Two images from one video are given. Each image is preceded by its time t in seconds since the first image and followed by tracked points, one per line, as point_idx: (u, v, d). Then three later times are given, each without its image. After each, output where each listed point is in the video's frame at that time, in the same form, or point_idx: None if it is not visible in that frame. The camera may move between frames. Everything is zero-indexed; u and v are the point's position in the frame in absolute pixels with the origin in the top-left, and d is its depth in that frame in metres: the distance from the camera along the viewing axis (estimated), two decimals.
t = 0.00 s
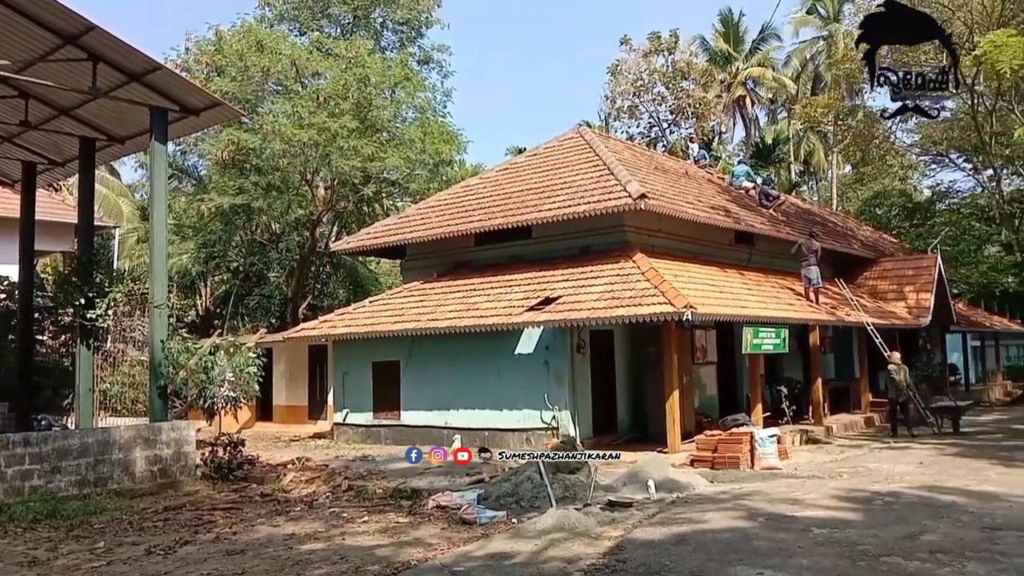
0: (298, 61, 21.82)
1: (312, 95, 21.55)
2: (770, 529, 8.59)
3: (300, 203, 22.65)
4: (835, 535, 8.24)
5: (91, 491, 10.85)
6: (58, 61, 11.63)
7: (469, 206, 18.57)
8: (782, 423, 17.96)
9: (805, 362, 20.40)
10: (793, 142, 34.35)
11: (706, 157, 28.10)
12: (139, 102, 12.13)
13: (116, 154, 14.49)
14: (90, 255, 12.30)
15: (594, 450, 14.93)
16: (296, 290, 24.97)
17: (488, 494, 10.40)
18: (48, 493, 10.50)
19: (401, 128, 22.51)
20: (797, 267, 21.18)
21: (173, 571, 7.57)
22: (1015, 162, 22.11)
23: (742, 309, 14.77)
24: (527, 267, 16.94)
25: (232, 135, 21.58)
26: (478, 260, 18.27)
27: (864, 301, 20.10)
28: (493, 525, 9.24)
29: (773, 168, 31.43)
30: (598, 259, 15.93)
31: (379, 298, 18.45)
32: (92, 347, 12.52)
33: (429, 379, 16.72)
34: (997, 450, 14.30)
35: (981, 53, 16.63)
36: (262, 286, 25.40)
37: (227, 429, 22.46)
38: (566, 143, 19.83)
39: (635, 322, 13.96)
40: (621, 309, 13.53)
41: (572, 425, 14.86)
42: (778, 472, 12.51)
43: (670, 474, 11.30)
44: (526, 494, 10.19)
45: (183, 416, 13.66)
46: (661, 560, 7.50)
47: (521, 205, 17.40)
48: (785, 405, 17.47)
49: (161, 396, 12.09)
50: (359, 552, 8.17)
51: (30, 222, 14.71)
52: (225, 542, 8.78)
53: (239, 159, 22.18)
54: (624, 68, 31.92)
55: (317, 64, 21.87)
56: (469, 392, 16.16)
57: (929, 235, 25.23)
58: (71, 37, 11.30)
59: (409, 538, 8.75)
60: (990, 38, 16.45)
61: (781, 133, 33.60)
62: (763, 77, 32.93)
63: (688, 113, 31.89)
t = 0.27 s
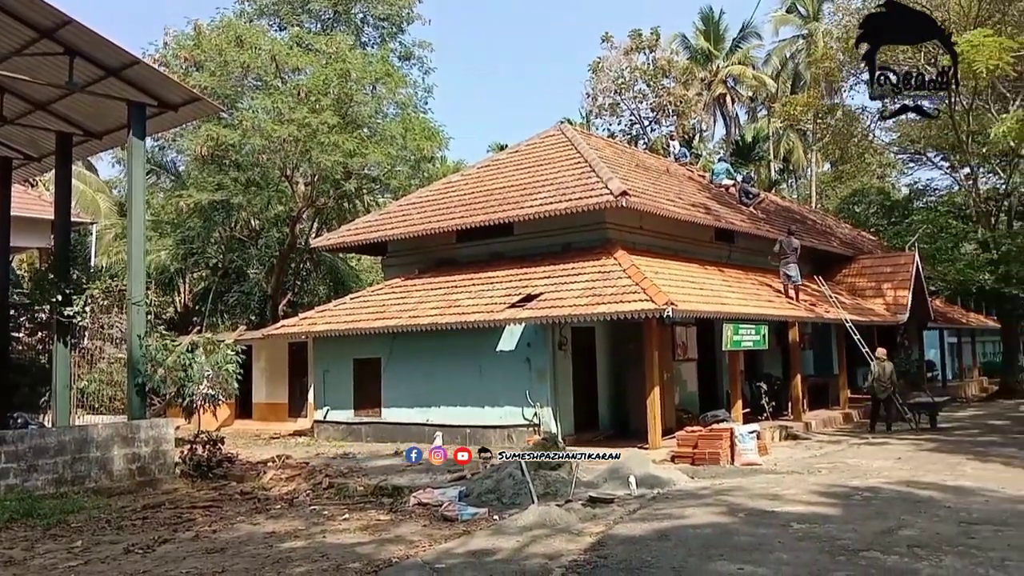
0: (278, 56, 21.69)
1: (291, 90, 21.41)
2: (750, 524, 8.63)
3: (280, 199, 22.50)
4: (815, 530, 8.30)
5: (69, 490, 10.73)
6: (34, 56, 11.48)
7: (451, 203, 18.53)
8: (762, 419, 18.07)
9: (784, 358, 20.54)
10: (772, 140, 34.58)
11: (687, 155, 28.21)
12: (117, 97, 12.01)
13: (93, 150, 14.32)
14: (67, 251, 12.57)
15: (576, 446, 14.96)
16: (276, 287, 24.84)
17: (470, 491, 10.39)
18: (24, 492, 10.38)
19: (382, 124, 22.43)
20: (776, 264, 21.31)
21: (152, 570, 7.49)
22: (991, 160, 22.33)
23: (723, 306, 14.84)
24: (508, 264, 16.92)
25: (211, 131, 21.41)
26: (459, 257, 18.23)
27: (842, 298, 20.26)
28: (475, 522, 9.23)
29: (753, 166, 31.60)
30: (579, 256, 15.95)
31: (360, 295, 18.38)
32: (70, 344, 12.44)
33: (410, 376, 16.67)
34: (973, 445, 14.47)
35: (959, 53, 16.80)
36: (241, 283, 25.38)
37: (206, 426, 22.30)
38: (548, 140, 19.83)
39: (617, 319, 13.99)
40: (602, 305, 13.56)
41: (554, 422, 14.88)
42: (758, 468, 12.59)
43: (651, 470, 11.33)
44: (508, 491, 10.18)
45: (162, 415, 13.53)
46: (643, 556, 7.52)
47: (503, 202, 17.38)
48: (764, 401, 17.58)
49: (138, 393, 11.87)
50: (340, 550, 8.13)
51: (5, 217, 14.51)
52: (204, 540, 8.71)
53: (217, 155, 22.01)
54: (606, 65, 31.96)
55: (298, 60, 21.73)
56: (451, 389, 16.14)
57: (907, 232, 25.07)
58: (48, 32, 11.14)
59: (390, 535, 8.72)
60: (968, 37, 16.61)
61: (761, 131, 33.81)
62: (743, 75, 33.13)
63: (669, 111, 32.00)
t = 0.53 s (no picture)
0: (265, 52, 21.52)
1: (278, 86, 21.29)
2: (737, 521, 8.67)
3: (266, 196, 22.38)
4: (801, 527, 8.34)
5: (53, 488, 10.65)
6: (18, 51, 11.34)
7: (438, 200, 18.49)
8: (748, 416, 18.15)
9: (770, 355, 20.63)
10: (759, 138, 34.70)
11: (674, 153, 28.26)
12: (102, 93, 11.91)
13: (77, 146, 14.20)
14: (51, 248, 12.16)
15: (563, 443, 14.98)
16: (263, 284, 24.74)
17: (457, 488, 10.38)
18: (8, 490, 10.29)
19: (370, 120, 22.38)
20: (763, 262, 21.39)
21: (138, 569, 7.45)
22: (976, 159, 22.56)
23: (710, 303, 14.89)
24: (496, 261, 16.91)
25: (197, 126, 21.28)
26: (447, 254, 18.20)
27: (828, 296, 20.37)
28: (462, 519, 9.23)
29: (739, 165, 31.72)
30: (567, 253, 15.95)
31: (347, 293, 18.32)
32: (54, 341, 12.30)
33: (398, 374, 16.64)
34: (957, 442, 14.59)
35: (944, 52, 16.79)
36: (227, 279, 25.27)
37: (192, 424, 22.19)
38: (536, 137, 19.82)
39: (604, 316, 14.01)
40: (590, 303, 13.57)
41: (542, 419, 14.89)
42: (744, 465, 12.64)
43: (638, 467, 11.35)
44: (495, 488, 10.18)
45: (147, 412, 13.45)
46: (630, 552, 7.53)
47: (491, 199, 17.36)
48: (751, 399, 17.65)
49: (123, 392, 11.96)
50: (327, 548, 8.11)
51: None
52: (190, 539, 8.66)
53: (203, 151, 21.87)
54: (594, 63, 31.96)
55: (284, 56, 21.52)
56: (438, 386, 16.12)
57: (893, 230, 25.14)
58: (32, 27, 11.01)
59: (377, 533, 8.70)
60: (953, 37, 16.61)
61: (748, 129, 33.94)
62: (730, 73, 33.25)
63: (656, 109, 32.06)
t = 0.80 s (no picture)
0: (247, 51, 21.37)
1: (260, 85, 21.16)
2: (719, 521, 8.70)
3: (248, 196, 22.25)
4: (783, 527, 8.38)
5: (30, 491, 10.53)
6: None
7: (421, 200, 18.45)
8: (730, 416, 18.24)
9: (752, 356, 20.73)
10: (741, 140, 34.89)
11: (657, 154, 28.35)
12: (81, 91, 11.79)
13: (56, 144, 14.05)
14: (29, 248, 12.09)
15: (546, 444, 14.98)
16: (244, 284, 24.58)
17: (440, 489, 10.35)
18: None
19: (353, 119, 22.31)
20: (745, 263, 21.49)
21: (117, 571, 7.37)
22: (955, 162, 23.04)
23: (692, 304, 14.94)
24: (479, 262, 16.89)
25: (177, 125, 21.12)
26: (430, 255, 18.17)
27: (809, 297, 20.50)
28: (445, 520, 9.20)
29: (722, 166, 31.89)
30: (550, 254, 15.96)
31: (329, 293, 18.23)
32: (33, 342, 12.19)
33: (380, 374, 16.58)
34: (936, 441, 14.72)
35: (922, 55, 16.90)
36: (208, 279, 25.12)
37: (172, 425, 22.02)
38: (519, 138, 19.82)
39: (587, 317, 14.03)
40: (573, 304, 13.58)
41: (525, 419, 14.89)
42: (726, 465, 12.69)
43: (621, 467, 11.37)
44: (478, 489, 10.16)
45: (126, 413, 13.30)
46: (612, 553, 7.54)
47: (474, 199, 17.35)
48: (732, 399, 17.73)
49: (102, 391, 11.62)
50: (308, 550, 8.06)
51: None
52: (170, 541, 8.59)
53: (184, 150, 21.71)
54: (577, 64, 32.01)
55: (267, 55, 21.39)
56: (421, 387, 16.07)
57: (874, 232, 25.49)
58: (10, 23, 10.85)
59: (359, 534, 8.66)
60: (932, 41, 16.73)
61: (730, 131, 34.12)
62: (712, 75, 33.43)
63: (639, 110, 32.15)
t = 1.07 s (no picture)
0: (231, 50, 21.27)
1: (244, 84, 21.06)
2: (703, 522, 8.71)
3: (231, 195, 22.12)
4: (766, 528, 8.40)
5: (10, 493, 10.40)
6: None
7: (406, 201, 18.40)
8: (714, 417, 18.29)
9: (736, 357, 20.80)
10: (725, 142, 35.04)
11: (642, 155, 28.41)
12: (62, 89, 11.67)
13: (37, 143, 13.92)
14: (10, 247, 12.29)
15: (530, 445, 14.96)
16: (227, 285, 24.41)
17: (423, 491, 10.30)
18: None
19: (337, 119, 22.26)
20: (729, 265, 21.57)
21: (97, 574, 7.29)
22: (937, 165, 23.22)
23: (676, 305, 14.97)
24: (464, 263, 16.85)
25: (160, 124, 20.98)
26: (414, 256, 18.12)
27: (793, 299, 20.60)
28: (429, 522, 9.16)
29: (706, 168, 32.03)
30: (535, 256, 15.94)
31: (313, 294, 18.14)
32: (13, 342, 12.13)
33: (364, 375, 16.51)
34: (917, 442, 14.82)
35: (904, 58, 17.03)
36: (191, 280, 24.97)
37: (154, 427, 21.83)
38: (504, 139, 19.80)
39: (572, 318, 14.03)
40: (558, 305, 13.57)
41: (509, 421, 14.88)
42: (710, 466, 12.72)
43: (605, 469, 11.37)
44: (463, 491, 10.13)
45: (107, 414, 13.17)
46: (597, 554, 7.52)
47: (459, 200, 17.31)
48: (716, 400, 17.79)
49: (82, 392, 11.74)
50: (291, 552, 8.00)
51: None
52: (152, 543, 8.51)
53: (167, 150, 21.55)
54: (563, 66, 32.05)
55: (251, 54, 21.30)
56: (405, 388, 16.02)
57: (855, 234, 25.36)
58: None
59: (343, 537, 8.61)
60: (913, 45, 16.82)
61: (714, 133, 34.27)
62: (697, 77, 33.57)
63: (624, 112, 32.22)
